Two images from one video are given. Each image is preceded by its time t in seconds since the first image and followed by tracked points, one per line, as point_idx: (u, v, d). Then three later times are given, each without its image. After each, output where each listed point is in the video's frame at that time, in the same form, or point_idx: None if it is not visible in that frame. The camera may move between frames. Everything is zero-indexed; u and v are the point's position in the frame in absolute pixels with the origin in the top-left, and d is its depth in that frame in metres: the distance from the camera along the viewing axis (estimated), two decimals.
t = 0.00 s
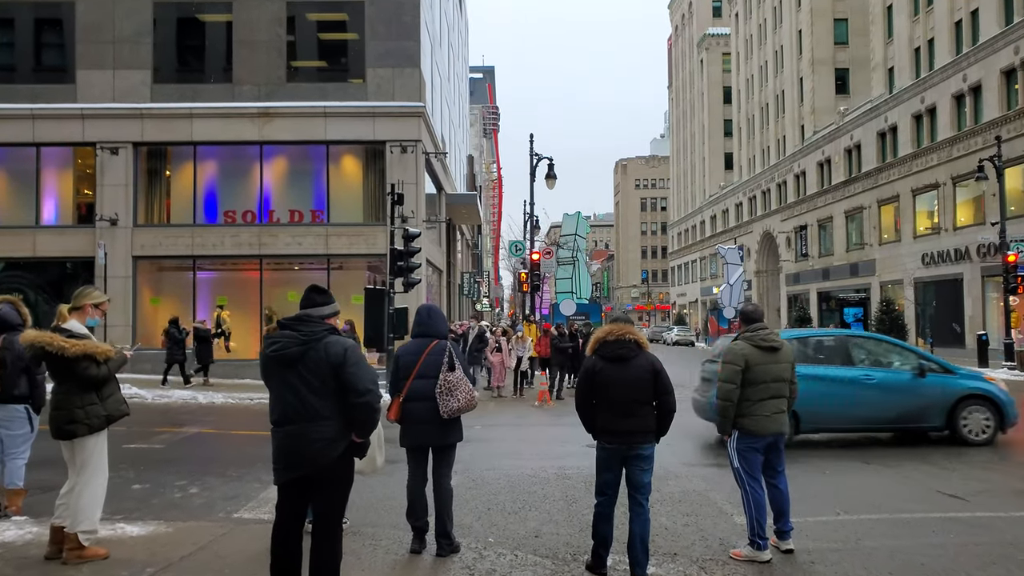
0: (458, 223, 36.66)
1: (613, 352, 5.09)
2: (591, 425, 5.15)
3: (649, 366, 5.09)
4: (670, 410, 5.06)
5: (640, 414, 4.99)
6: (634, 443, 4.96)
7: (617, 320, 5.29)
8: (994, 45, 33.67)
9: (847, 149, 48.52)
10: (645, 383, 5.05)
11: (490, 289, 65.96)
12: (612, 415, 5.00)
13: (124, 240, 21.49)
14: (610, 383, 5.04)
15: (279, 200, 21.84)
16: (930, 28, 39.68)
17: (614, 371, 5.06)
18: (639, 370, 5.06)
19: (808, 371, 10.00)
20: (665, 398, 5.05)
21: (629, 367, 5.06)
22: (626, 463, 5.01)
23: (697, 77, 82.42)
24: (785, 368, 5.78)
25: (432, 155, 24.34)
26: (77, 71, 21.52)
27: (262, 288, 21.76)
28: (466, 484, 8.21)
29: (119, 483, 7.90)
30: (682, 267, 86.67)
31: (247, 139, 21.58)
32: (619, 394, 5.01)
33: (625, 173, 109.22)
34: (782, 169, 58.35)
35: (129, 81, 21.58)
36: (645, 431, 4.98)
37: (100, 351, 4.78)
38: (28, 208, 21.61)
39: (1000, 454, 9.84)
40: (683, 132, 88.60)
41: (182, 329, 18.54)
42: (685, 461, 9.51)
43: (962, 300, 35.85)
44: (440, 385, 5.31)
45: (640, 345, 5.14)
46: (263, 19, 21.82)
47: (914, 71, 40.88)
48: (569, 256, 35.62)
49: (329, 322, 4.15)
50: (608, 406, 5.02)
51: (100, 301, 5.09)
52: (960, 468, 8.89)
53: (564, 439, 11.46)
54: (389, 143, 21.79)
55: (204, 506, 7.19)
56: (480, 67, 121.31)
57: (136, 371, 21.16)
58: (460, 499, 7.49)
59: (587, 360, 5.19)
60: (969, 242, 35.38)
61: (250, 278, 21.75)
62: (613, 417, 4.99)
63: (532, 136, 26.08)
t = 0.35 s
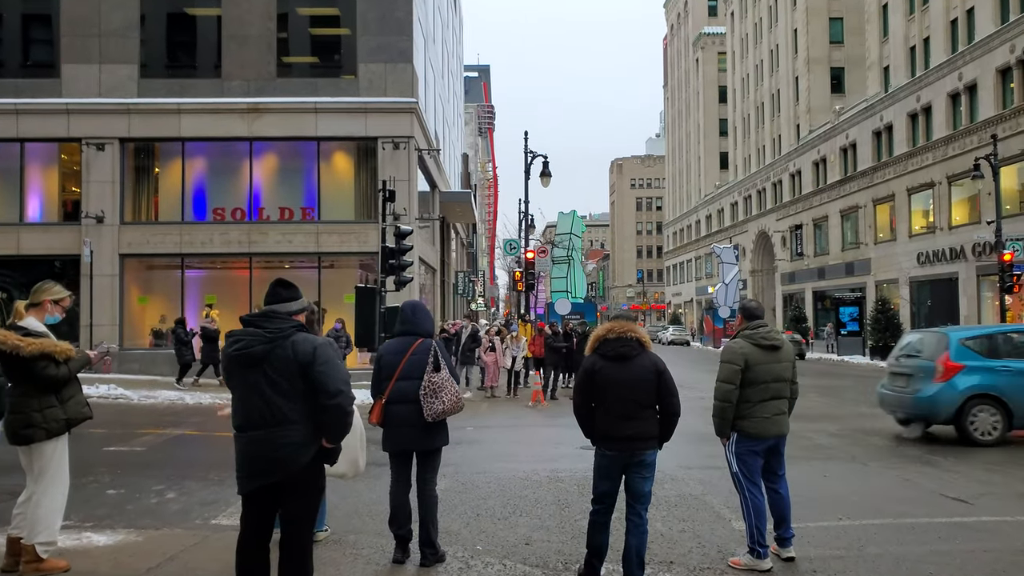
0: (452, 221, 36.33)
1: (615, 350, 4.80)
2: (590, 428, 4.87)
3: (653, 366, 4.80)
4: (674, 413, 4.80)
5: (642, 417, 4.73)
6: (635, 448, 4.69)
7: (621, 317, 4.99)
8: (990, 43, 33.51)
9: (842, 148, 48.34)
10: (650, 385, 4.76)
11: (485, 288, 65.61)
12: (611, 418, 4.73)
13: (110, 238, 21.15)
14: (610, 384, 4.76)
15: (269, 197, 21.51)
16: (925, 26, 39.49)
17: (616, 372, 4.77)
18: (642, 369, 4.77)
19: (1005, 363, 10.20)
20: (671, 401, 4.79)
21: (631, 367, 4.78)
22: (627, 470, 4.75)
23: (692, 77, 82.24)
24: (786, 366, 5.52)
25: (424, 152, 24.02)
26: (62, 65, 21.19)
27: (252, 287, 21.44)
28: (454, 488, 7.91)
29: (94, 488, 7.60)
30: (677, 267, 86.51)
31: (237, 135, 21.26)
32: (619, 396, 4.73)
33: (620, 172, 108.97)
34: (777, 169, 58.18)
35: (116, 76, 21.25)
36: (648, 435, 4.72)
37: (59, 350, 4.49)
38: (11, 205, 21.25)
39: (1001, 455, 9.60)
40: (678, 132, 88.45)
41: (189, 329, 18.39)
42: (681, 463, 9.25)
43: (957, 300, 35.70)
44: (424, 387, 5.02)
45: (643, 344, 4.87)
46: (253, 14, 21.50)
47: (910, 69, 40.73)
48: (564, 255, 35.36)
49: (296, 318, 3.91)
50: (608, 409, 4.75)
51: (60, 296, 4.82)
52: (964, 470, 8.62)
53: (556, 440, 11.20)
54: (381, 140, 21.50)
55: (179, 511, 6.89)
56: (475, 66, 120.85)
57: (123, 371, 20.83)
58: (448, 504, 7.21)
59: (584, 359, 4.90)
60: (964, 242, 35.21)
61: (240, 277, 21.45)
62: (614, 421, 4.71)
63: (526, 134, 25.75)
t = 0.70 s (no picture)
0: (446, 221, 35.99)
1: (613, 357, 4.53)
2: (583, 439, 4.61)
3: (652, 374, 4.55)
4: (673, 423, 4.56)
5: (639, 429, 4.47)
6: (631, 461, 4.42)
7: (618, 320, 4.73)
8: (988, 42, 33.34)
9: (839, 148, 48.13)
10: (649, 394, 4.51)
11: (481, 289, 65.28)
12: (605, 428, 4.47)
13: (98, 237, 20.82)
14: (606, 392, 4.49)
15: (260, 196, 21.22)
16: (923, 25, 39.28)
17: (612, 379, 4.51)
18: (642, 378, 4.51)
19: None
20: (670, 412, 4.55)
21: (630, 374, 4.51)
22: (623, 484, 4.50)
23: (688, 76, 82.05)
24: (787, 374, 5.26)
25: (417, 151, 23.74)
26: (50, 62, 20.85)
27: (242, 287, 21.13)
28: (443, 496, 7.64)
29: (67, 498, 7.31)
30: (673, 267, 86.31)
31: (227, 133, 20.95)
32: (615, 406, 4.47)
33: (616, 172, 108.69)
34: (773, 168, 58.01)
35: (104, 73, 20.93)
36: (645, 447, 4.46)
37: (15, 356, 4.20)
38: None
39: (1005, 461, 9.35)
40: (674, 132, 88.27)
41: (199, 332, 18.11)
42: (678, 470, 8.98)
43: (955, 300, 35.53)
44: (407, 395, 4.75)
45: (643, 349, 4.61)
46: (244, 10, 21.18)
47: (908, 69, 40.54)
48: (559, 256, 35.07)
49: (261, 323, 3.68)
50: (601, 420, 4.49)
51: (16, 299, 4.55)
52: (968, 477, 8.38)
53: (550, 445, 10.93)
54: (373, 139, 21.21)
55: (155, 523, 6.60)
56: (470, 66, 120.41)
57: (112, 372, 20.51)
58: (436, 514, 6.94)
59: (580, 366, 4.61)
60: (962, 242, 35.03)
61: (230, 277, 21.16)
62: (608, 432, 4.45)
63: (521, 132, 25.49)
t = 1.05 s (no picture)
0: (443, 219, 35.69)
1: (611, 351, 4.24)
2: (576, 438, 4.33)
3: (650, 370, 4.28)
4: (672, 423, 4.29)
5: (637, 428, 4.19)
6: (629, 462, 4.16)
7: (616, 313, 4.45)
8: (988, 38, 33.10)
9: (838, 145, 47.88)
10: (647, 391, 4.23)
11: (478, 288, 64.94)
12: (601, 427, 4.20)
13: (88, 234, 20.54)
14: (604, 388, 4.20)
15: (252, 192, 20.92)
16: (923, 22, 39.02)
17: (609, 376, 4.22)
18: (640, 374, 4.23)
19: None
20: (669, 410, 4.28)
21: (631, 370, 4.23)
22: (616, 487, 4.23)
23: (686, 74, 81.79)
24: (791, 369, 4.99)
25: (412, 147, 23.47)
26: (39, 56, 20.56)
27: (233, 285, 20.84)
28: (432, 498, 7.38)
29: (42, 500, 7.03)
30: (671, 266, 86.12)
31: (219, 129, 20.66)
32: (611, 404, 4.19)
33: (614, 171, 108.36)
34: (772, 166, 57.76)
35: (94, 68, 20.63)
36: (643, 448, 4.19)
37: None
38: None
39: (1012, 461, 9.11)
40: (672, 130, 88.03)
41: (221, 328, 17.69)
42: (675, 470, 8.70)
43: (955, 298, 35.32)
44: (388, 393, 4.46)
45: (642, 344, 4.33)
46: (235, 3, 20.87)
47: (907, 66, 40.32)
48: (556, 254, 34.82)
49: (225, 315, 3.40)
50: (596, 419, 4.21)
51: None
52: (975, 478, 8.12)
53: (544, 445, 10.66)
54: (367, 134, 20.92)
55: (130, 527, 6.32)
56: (468, 64, 120.06)
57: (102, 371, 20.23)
58: (424, 517, 6.67)
59: (575, 360, 4.32)
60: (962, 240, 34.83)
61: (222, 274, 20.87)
62: (602, 432, 4.18)
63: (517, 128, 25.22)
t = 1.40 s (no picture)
0: (440, 219, 35.40)
1: (611, 359, 3.96)
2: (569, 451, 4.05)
3: (650, 379, 4.02)
4: (671, 435, 4.05)
5: (635, 442, 3.93)
6: (626, 477, 3.90)
7: (612, 317, 4.17)
8: (989, 36, 32.87)
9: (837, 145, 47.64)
10: (646, 402, 3.97)
11: (476, 288, 64.62)
12: (599, 440, 3.90)
13: (79, 234, 20.25)
14: (604, 399, 3.91)
15: (246, 192, 20.65)
16: (923, 21, 38.78)
17: (607, 386, 3.94)
18: (640, 384, 3.97)
19: None
20: (667, 422, 4.03)
21: (632, 379, 3.96)
22: (611, 505, 3.97)
23: (685, 74, 81.55)
24: (797, 377, 4.73)
25: (407, 146, 23.21)
26: (29, 53, 20.27)
27: (226, 285, 20.56)
28: (421, 508, 7.10)
29: (14, 511, 6.74)
30: (670, 267, 85.89)
31: (212, 127, 20.38)
32: (609, 417, 3.91)
33: (613, 171, 108.09)
34: (771, 167, 57.51)
35: (85, 65, 20.33)
36: (642, 463, 3.93)
37: None
38: None
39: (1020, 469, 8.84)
40: (671, 130, 87.80)
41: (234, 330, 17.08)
42: (673, 478, 8.44)
43: (955, 299, 35.08)
44: (368, 403, 4.19)
45: (642, 352, 4.06)
46: None
47: (907, 65, 40.10)
48: (554, 254, 34.54)
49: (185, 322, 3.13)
50: (594, 431, 3.92)
51: None
52: (983, 487, 7.85)
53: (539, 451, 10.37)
54: (361, 133, 20.65)
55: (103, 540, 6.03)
56: (465, 64, 119.72)
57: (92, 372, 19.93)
58: (413, 529, 6.39)
59: (572, 368, 4.00)
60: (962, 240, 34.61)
61: (215, 274, 20.59)
62: (599, 446, 3.90)
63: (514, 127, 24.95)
